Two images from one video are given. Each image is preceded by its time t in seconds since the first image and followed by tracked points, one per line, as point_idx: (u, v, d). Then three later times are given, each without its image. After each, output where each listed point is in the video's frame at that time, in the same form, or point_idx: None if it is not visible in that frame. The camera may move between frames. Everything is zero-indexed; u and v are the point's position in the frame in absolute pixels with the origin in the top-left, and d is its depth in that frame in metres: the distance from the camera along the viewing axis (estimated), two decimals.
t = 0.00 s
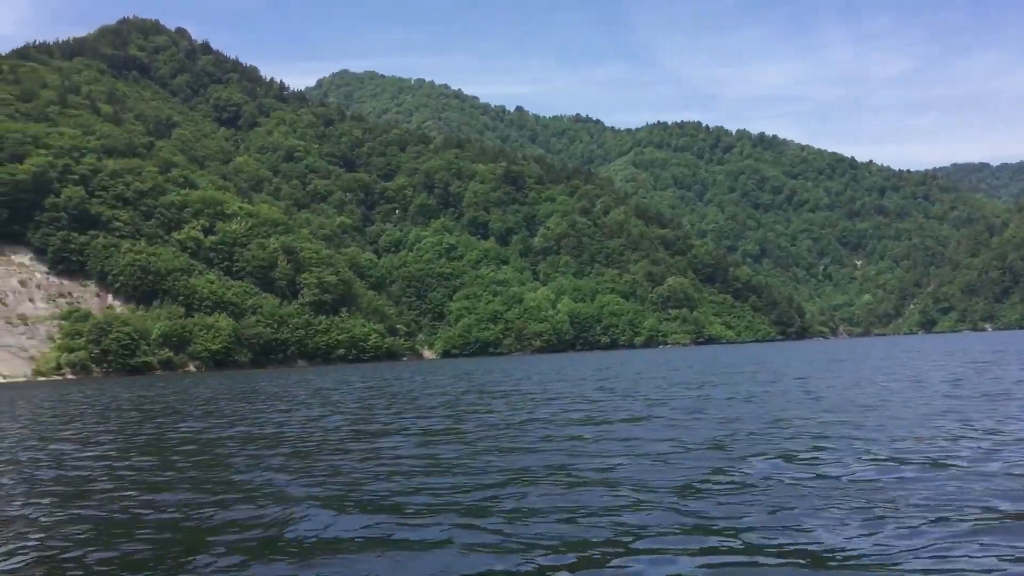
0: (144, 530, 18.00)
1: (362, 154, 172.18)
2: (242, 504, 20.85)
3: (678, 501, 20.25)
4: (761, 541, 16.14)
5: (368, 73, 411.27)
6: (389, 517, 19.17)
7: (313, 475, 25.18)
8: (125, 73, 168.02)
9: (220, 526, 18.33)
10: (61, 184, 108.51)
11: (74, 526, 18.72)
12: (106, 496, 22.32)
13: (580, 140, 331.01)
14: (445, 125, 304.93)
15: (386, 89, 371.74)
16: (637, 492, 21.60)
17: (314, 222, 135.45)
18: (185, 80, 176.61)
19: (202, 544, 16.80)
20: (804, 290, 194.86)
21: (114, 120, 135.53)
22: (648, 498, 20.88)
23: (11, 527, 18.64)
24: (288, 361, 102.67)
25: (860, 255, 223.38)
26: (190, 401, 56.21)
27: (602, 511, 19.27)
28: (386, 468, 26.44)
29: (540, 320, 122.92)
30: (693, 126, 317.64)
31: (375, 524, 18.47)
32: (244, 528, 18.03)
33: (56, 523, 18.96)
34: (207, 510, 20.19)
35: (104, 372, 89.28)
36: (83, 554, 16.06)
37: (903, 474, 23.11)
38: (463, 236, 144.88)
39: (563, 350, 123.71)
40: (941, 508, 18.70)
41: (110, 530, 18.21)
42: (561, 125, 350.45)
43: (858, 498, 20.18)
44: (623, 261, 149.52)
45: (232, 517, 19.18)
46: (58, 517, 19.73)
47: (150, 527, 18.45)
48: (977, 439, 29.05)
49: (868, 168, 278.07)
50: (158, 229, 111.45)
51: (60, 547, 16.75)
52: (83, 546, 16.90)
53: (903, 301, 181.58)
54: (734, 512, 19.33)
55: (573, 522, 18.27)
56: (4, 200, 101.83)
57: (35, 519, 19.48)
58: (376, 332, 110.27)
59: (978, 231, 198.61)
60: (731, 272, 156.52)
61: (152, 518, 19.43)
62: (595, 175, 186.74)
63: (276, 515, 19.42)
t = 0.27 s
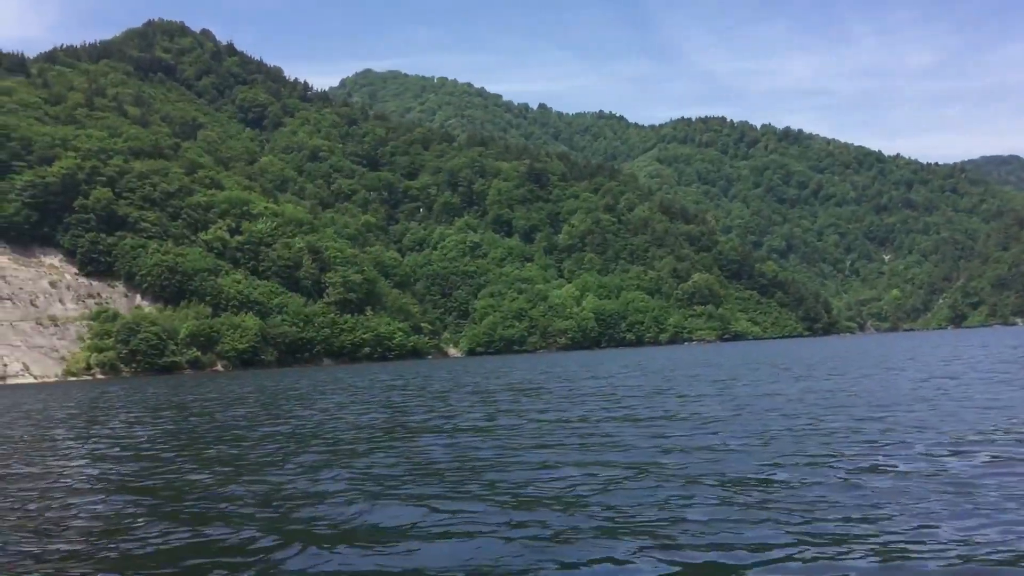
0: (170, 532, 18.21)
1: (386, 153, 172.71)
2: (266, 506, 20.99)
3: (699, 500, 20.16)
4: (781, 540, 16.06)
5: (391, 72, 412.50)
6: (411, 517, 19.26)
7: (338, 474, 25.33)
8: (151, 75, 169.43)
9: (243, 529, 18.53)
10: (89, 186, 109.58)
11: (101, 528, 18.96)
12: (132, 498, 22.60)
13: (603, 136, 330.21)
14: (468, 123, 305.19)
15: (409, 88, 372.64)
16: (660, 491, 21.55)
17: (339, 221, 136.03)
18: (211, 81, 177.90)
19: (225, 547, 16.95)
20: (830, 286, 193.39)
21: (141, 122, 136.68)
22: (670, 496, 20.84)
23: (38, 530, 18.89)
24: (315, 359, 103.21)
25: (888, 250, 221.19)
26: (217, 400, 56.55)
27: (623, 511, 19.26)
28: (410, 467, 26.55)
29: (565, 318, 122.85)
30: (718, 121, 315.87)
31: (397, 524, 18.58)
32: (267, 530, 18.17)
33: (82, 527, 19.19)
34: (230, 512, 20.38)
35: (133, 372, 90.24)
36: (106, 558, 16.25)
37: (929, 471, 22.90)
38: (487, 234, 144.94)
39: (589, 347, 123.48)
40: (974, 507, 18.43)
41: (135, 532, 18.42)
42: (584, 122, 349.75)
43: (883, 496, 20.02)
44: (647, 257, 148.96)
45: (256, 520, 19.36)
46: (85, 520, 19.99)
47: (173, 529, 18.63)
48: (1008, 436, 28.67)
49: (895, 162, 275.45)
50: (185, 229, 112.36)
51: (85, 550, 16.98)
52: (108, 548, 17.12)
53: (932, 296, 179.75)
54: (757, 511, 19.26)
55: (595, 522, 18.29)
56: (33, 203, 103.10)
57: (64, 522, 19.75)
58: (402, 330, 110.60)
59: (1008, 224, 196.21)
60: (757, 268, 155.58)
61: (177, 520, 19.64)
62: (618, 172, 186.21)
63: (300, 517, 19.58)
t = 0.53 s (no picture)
0: (189, 532, 18.26)
1: (407, 155, 173.15)
2: (286, 506, 21.01)
3: (724, 501, 20.06)
4: (803, 540, 15.88)
5: (412, 74, 413.64)
6: (431, 518, 19.21)
7: (360, 474, 25.37)
8: (175, 79, 170.72)
9: (264, 527, 18.56)
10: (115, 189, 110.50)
11: (122, 528, 19.04)
12: (158, 498, 22.77)
13: (624, 137, 329.57)
14: (489, 124, 305.51)
15: (430, 90, 373.52)
16: (683, 492, 21.37)
17: (361, 222, 136.51)
18: (234, 84, 179.02)
19: (245, 547, 16.97)
20: (854, 286, 192.01)
21: (165, 125, 137.76)
22: (693, 497, 20.67)
23: (61, 530, 19.01)
24: (338, 361, 103.63)
25: (913, 249, 219.32)
26: (243, 402, 56.85)
27: (646, 511, 19.18)
28: (432, 467, 26.51)
29: (587, 318, 122.65)
30: (740, 121, 314.41)
31: (418, 525, 18.53)
32: (286, 530, 18.18)
33: (105, 527, 19.28)
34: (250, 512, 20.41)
35: (158, 373, 90.97)
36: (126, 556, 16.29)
37: (959, 471, 22.65)
38: (509, 235, 144.98)
39: (611, 348, 123.24)
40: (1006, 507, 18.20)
41: (155, 532, 18.47)
42: (605, 122, 349.07)
43: (909, 497, 19.74)
44: (669, 258, 148.43)
45: (276, 520, 19.37)
46: (108, 519, 20.09)
47: (194, 529, 18.70)
48: None
49: (919, 161, 273.19)
50: (209, 231, 113.16)
51: (107, 550, 17.06)
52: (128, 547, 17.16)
53: (957, 297, 177.98)
54: (780, 511, 19.07)
55: (616, 523, 18.17)
56: (59, 205, 104.18)
57: (88, 522, 19.86)
58: (424, 331, 110.86)
59: None
60: (780, 268, 154.66)
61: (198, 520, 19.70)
62: (640, 172, 185.73)
63: (321, 517, 19.58)
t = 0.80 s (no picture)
0: (227, 535, 18.39)
1: (438, 156, 173.55)
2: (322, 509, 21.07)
3: (762, 510, 20.02)
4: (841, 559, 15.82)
5: (442, 75, 414.31)
6: (469, 521, 19.19)
7: (396, 477, 25.41)
8: (208, 82, 172.29)
9: (301, 532, 18.65)
10: (150, 191, 111.76)
11: (161, 531, 19.21)
12: (200, 499, 23.11)
13: (655, 137, 328.15)
14: (519, 125, 305.28)
15: (461, 91, 374.31)
16: (719, 499, 21.36)
17: (392, 224, 137.06)
18: (266, 87, 180.33)
19: (283, 552, 17.04)
20: (888, 288, 189.90)
21: (200, 128, 139.09)
22: (730, 504, 20.68)
23: (102, 533, 19.22)
24: (369, 362, 104.17)
25: (949, 249, 216.47)
26: (277, 402, 57.18)
27: (685, 520, 19.23)
28: (467, 469, 26.48)
29: (618, 320, 122.32)
30: (771, 121, 312.01)
31: (454, 529, 18.54)
32: (325, 534, 18.28)
33: (143, 530, 19.46)
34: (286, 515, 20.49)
35: (191, 373, 92.02)
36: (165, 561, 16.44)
37: (1000, 481, 22.42)
38: (539, 236, 144.92)
39: (642, 349, 122.78)
40: None
41: (193, 535, 18.62)
42: (635, 123, 347.70)
43: (951, 509, 19.60)
44: (701, 259, 147.53)
45: (313, 522, 19.43)
46: (148, 523, 20.26)
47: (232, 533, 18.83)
48: None
49: (954, 161, 269.62)
50: (242, 233, 114.17)
51: (145, 554, 17.20)
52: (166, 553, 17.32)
53: (994, 298, 175.37)
54: (822, 523, 18.81)
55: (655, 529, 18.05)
56: (95, 207, 105.62)
57: (128, 525, 20.05)
58: (454, 332, 111.06)
59: None
60: (813, 269, 153.25)
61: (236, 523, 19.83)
62: (671, 173, 184.82)
63: (357, 520, 19.62)
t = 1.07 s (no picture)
0: (250, 548, 18.46)
1: (474, 158, 173.91)
2: (348, 520, 21.08)
3: (793, 520, 19.77)
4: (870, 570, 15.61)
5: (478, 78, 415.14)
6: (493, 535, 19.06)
7: (425, 484, 25.39)
8: (246, 86, 174.21)
9: (325, 544, 18.69)
10: (190, 194, 113.26)
11: (187, 542, 19.37)
12: (232, 505, 23.34)
13: (692, 139, 326.20)
14: (555, 127, 305.05)
15: (497, 93, 374.80)
16: (750, 507, 21.13)
17: (428, 226, 137.53)
18: (303, 91, 181.89)
19: (304, 565, 17.08)
20: (930, 290, 186.99)
21: (238, 132, 140.68)
22: (762, 513, 20.45)
23: (129, 543, 19.42)
24: (404, 363, 104.60)
25: (993, 251, 212.65)
26: (312, 404, 57.58)
27: (714, 529, 19.04)
28: (497, 477, 26.38)
29: (653, 322, 121.70)
30: (810, 122, 308.63)
31: (477, 543, 18.44)
32: (346, 547, 18.26)
33: (169, 540, 19.61)
34: (311, 525, 20.53)
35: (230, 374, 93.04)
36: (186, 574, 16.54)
37: None
38: (575, 238, 144.65)
39: (678, 352, 121.97)
40: None
41: (217, 547, 18.72)
42: (672, 124, 345.90)
43: (987, 519, 19.22)
44: (738, 261, 146.27)
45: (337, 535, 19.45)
46: (175, 531, 20.44)
47: (256, 543, 18.92)
48: None
49: (998, 162, 264.94)
50: (279, 235, 115.25)
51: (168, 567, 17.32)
52: (188, 566, 17.43)
53: None
54: (854, 533, 18.54)
55: (681, 545, 17.80)
56: (136, 211, 107.29)
57: (155, 534, 20.21)
58: (489, 334, 111.14)
59: None
60: (853, 271, 151.31)
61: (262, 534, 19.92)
62: (708, 175, 183.55)
63: (381, 533, 19.60)
